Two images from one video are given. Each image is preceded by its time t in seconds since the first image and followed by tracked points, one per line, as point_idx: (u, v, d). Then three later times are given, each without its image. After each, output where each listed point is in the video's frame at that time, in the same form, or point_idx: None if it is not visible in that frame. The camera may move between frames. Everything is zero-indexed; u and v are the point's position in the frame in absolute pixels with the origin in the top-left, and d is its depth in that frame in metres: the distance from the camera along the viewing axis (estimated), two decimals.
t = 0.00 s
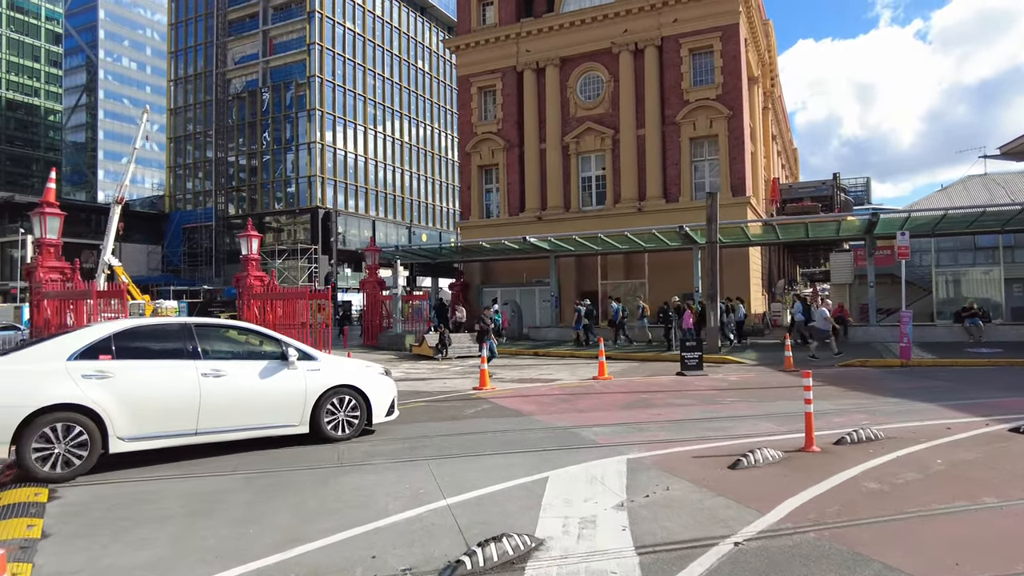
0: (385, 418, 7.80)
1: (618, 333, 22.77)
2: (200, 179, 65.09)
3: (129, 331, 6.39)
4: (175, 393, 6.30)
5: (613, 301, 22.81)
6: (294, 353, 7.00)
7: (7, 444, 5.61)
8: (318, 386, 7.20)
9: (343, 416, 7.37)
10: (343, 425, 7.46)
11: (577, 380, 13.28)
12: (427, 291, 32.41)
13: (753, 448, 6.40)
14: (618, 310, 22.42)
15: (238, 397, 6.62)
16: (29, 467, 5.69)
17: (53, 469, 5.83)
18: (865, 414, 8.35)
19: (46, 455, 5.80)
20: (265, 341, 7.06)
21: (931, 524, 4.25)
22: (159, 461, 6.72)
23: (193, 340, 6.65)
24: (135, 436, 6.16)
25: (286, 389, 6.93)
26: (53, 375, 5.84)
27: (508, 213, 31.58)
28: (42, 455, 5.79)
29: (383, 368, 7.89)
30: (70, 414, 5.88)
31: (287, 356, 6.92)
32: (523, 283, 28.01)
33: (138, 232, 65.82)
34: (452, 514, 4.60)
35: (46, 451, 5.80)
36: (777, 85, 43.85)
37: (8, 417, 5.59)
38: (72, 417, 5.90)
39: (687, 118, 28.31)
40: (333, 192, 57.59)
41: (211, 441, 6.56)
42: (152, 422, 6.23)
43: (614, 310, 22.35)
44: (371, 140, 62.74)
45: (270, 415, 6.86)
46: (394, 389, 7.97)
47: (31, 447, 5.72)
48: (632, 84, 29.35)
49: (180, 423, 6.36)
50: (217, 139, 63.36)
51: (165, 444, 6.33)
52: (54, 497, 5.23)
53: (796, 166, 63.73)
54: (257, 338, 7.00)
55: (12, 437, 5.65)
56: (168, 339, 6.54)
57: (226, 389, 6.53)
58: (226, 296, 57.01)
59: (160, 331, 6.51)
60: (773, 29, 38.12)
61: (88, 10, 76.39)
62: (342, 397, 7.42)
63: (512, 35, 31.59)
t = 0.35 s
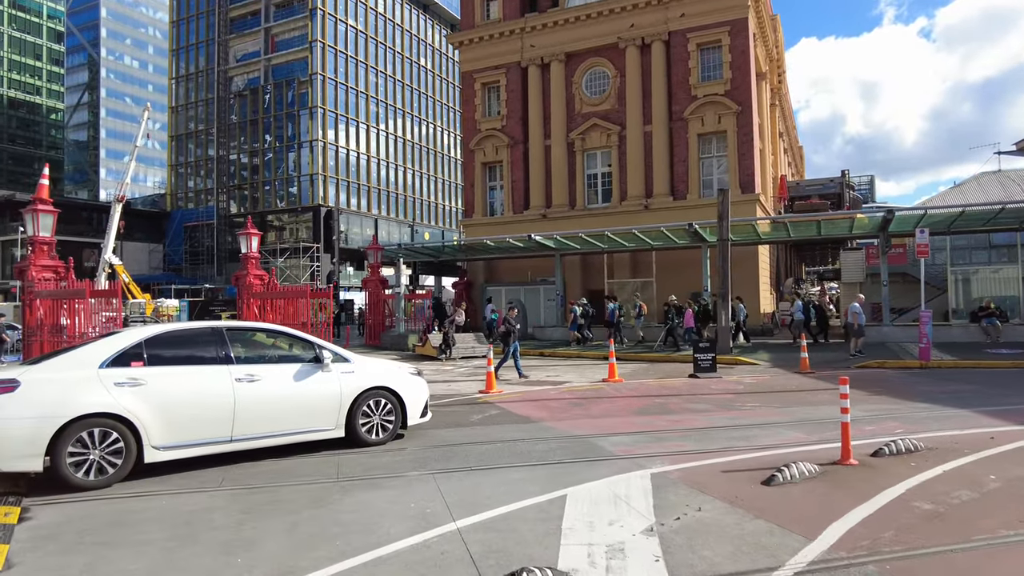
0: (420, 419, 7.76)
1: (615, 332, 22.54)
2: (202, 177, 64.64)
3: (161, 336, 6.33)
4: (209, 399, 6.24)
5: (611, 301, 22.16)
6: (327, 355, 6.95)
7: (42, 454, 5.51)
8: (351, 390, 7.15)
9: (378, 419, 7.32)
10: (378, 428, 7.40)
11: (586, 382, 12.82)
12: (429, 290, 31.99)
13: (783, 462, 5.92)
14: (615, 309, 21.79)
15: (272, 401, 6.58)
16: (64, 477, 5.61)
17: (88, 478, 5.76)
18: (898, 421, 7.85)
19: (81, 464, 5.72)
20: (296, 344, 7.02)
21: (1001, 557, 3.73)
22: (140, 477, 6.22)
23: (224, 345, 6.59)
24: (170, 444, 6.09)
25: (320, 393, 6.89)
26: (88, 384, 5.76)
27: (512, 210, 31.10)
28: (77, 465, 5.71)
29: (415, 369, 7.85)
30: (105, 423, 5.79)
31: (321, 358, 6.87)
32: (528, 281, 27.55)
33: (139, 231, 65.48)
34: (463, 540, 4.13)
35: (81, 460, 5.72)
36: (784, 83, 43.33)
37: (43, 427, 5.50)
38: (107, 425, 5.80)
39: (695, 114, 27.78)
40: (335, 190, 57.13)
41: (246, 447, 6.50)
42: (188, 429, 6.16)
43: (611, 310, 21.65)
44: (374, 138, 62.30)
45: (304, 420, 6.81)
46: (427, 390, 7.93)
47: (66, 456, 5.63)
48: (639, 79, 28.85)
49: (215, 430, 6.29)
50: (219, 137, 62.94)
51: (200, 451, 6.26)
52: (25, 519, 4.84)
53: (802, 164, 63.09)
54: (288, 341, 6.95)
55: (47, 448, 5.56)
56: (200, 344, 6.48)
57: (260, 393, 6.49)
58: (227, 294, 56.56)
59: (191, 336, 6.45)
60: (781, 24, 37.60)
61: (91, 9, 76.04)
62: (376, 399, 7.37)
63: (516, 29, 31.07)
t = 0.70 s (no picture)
0: (459, 420, 7.58)
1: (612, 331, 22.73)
2: (203, 176, 64.26)
3: (204, 334, 6.17)
4: (253, 399, 6.07)
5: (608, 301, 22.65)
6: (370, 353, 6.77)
7: (85, 455, 5.39)
8: (394, 389, 6.97)
9: (419, 420, 7.13)
10: (419, 428, 7.22)
11: (597, 384, 12.36)
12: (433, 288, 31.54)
13: (820, 473, 5.45)
14: (610, 309, 22.20)
15: (316, 402, 6.41)
16: (107, 478, 5.46)
17: (131, 480, 5.60)
18: (935, 427, 7.35)
19: (125, 465, 5.58)
20: (339, 342, 6.83)
21: None
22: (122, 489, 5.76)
23: (267, 343, 6.41)
24: (214, 446, 5.92)
25: (363, 393, 6.71)
26: (131, 383, 5.61)
27: (516, 208, 30.65)
28: (120, 466, 5.56)
29: (455, 367, 7.65)
30: (149, 423, 5.63)
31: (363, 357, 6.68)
32: (533, 280, 27.03)
33: (140, 230, 65.20)
34: (479, 566, 3.67)
35: (126, 460, 5.58)
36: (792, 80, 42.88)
37: (87, 427, 5.37)
38: (150, 425, 5.64)
39: (703, 109, 27.29)
40: (337, 189, 56.76)
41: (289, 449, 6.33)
42: (231, 430, 5.98)
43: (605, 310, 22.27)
44: (376, 137, 61.91)
45: (347, 420, 6.64)
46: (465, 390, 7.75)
47: (109, 456, 5.49)
48: (646, 75, 28.38)
49: (257, 431, 6.11)
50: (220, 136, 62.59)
51: (243, 453, 6.09)
52: None
53: (808, 163, 62.54)
54: (330, 340, 6.76)
55: (92, 448, 5.43)
56: (243, 342, 6.30)
57: (303, 394, 6.30)
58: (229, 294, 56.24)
59: (234, 335, 6.27)
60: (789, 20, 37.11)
61: (93, 7, 75.80)
62: (417, 399, 7.18)
63: (520, 24, 30.61)
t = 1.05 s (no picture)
0: (499, 418, 7.36)
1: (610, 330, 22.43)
2: (204, 175, 63.84)
3: (247, 329, 5.93)
4: (297, 397, 5.85)
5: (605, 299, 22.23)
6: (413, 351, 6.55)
7: (130, 456, 5.20)
8: (436, 386, 6.75)
9: (461, 419, 6.92)
10: (461, 428, 6.99)
11: (606, 386, 11.88)
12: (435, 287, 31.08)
13: (859, 485, 4.96)
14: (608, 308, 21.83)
15: (358, 401, 6.19)
16: (152, 479, 5.27)
17: (177, 481, 5.41)
18: (972, 433, 6.85)
19: (169, 465, 5.38)
20: (381, 339, 6.60)
21: None
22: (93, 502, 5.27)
23: (310, 339, 6.18)
24: (259, 445, 5.72)
25: (407, 391, 6.50)
26: (174, 382, 5.39)
27: (520, 206, 30.18)
28: (165, 466, 5.37)
29: (495, 365, 7.41)
30: (193, 422, 5.43)
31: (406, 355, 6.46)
32: (536, 278, 26.58)
33: (140, 229, 64.84)
34: None
35: (170, 461, 5.38)
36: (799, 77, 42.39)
37: (131, 426, 5.18)
38: (193, 424, 5.44)
39: (711, 105, 26.79)
40: (338, 187, 56.32)
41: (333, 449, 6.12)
42: (276, 430, 5.78)
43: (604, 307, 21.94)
44: (378, 135, 61.39)
45: (390, 419, 6.43)
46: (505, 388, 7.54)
47: (153, 458, 5.29)
48: (651, 70, 27.87)
49: (302, 430, 5.91)
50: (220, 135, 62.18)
51: (289, 452, 5.89)
52: None
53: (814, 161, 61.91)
54: (372, 337, 6.52)
55: (135, 448, 5.23)
56: (285, 339, 6.08)
57: (347, 392, 6.07)
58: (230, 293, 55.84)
59: (275, 331, 6.02)
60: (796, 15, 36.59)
61: (94, 6, 75.48)
62: (458, 398, 6.93)
63: (524, 19, 30.17)
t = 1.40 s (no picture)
0: (547, 422, 7.18)
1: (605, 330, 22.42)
2: (203, 173, 63.29)
3: (300, 332, 5.78)
4: (350, 401, 5.70)
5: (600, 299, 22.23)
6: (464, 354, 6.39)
7: (185, 463, 5.05)
8: (486, 389, 6.59)
9: (512, 423, 6.74)
10: (511, 432, 6.81)
11: (614, 389, 11.41)
12: (436, 286, 30.53)
13: (907, 506, 4.45)
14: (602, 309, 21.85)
15: (411, 404, 6.03)
16: (208, 486, 5.12)
17: (232, 489, 5.26)
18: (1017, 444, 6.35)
19: (224, 472, 5.24)
20: (431, 340, 6.45)
21: None
22: (56, 522, 4.78)
23: (362, 341, 6.03)
24: (314, 451, 5.56)
25: (457, 394, 6.34)
26: (229, 386, 5.24)
27: (522, 203, 29.68)
28: (220, 473, 5.22)
29: (542, 367, 7.24)
30: (249, 429, 5.27)
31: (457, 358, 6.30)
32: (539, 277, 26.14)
33: (139, 228, 64.33)
34: None
35: (225, 467, 5.23)
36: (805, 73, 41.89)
37: (187, 433, 5.04)
38: (250, 428, 5.29)
39: (716, 100, 26.28)
40: (338, 186, 55.86)
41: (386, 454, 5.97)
42: (330, 435, 5.62)
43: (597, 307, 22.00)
44: (378, 133, 60.92)
45: (442, 423, 6.26)
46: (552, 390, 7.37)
47: (209, 465, 5.14)
48: (656, 65, 27.36)
49: (356, 435, 5.75)
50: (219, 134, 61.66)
51: (343, 458, 5.73)
52: None
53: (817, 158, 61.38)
54: (422, 338, 6.36)
55: (191, 454, 5.09)
56: (337, 341, 5.93)
57: (401, 395, 5.94)
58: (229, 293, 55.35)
59: (327, 333, 5.86)
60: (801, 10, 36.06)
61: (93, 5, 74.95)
62: (508, 402, 6.76)
63: (526, 13, 29.65)
